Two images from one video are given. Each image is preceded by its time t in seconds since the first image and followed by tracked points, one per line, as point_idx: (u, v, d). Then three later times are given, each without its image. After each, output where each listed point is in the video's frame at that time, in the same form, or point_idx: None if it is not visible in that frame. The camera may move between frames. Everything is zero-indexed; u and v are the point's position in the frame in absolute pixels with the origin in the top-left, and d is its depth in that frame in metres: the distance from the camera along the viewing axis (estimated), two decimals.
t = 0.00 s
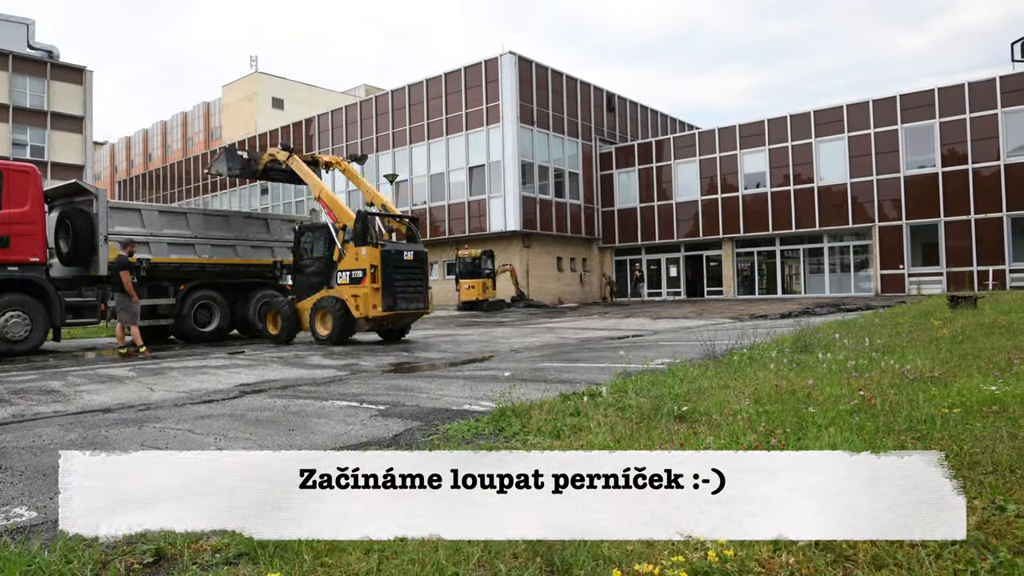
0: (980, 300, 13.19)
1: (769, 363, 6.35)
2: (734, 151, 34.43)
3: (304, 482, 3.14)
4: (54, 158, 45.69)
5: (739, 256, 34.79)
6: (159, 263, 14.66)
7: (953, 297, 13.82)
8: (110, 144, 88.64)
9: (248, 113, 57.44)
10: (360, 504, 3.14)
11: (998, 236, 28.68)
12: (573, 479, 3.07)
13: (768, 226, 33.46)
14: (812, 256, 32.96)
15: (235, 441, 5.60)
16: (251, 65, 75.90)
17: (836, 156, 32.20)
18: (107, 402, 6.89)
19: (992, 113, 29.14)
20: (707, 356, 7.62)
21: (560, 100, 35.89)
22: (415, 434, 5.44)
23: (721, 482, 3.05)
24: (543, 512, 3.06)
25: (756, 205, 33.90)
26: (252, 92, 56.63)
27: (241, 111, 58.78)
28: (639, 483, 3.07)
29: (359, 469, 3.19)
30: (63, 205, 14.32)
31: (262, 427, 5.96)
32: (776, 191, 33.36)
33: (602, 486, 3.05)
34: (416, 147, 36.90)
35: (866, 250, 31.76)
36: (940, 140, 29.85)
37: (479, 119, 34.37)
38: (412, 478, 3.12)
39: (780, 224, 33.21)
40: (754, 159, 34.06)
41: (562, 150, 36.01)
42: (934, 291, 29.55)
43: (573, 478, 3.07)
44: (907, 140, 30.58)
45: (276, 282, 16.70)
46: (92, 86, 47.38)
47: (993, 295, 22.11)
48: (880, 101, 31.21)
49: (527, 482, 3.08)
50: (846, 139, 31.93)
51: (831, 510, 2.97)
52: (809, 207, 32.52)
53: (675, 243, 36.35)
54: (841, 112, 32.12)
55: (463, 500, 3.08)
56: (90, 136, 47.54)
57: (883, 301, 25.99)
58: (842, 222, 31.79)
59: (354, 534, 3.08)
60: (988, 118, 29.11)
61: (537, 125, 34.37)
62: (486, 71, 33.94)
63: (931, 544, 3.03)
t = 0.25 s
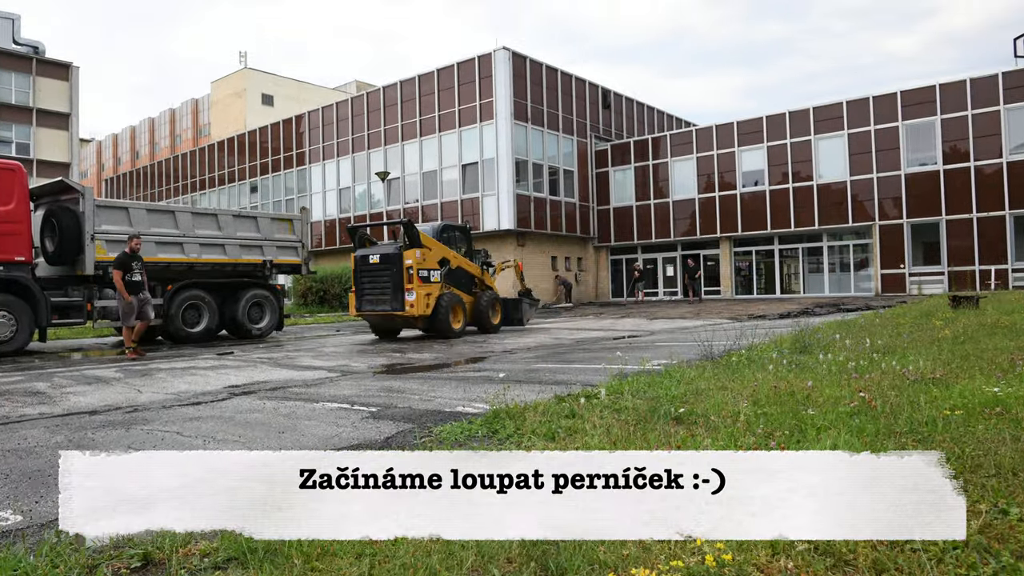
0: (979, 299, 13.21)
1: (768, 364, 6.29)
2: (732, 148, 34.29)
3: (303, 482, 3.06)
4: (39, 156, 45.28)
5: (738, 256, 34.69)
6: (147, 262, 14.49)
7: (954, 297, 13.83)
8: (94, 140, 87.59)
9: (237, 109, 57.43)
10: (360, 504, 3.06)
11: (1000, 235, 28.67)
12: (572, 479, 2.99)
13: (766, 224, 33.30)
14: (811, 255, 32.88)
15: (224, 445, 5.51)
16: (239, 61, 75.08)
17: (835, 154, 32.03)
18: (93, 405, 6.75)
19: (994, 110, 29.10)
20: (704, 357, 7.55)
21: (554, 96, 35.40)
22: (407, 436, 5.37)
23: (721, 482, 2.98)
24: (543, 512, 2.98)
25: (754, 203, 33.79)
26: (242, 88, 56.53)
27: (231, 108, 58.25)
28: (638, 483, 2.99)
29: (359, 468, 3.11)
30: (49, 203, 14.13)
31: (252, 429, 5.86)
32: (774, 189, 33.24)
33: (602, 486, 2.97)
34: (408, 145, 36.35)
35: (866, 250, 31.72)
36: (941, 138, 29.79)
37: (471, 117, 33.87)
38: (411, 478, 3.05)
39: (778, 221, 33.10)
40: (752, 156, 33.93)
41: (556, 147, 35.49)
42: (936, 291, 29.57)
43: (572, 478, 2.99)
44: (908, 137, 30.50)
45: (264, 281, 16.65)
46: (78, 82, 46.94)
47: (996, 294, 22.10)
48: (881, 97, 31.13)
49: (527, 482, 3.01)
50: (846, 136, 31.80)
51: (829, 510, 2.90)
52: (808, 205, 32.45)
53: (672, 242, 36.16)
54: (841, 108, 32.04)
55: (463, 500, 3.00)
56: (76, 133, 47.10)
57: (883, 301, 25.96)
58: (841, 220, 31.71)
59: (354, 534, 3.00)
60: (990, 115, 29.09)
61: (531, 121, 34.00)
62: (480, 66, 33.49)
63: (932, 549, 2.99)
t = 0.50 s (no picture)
0: (983, 299, 13.06)
1: (766, 365, 6.22)
2: (730, 145, 33.98)
3: (304, 482, 2.94)
4: (25, 153, 44.96)
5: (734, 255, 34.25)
6: (134, 261, 14.40)
7: (958, 297, 13.69)
8: (83, 138, 86.90)
9: (226, 105, 57.49)
10: (360, 504, 2.96)
11: (1003, 234, 28.15)
12: (575, 479, 2.92)
13: (765, 222, 32.94)
14: (810, 254, 32.56)
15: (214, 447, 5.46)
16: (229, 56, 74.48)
17: (834, 152, 31.61)
18: (79, 406, 6.62)
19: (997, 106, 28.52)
20: (702, 359, 7.47)
21: (549, 93, 35.34)
22: (399, 439, 5.30)
23: (725, 483, 2.89)
24: (544, 511, 2.91)
25: (753, 202, 33.44)
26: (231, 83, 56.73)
27: (219, 104, 58.16)
28: (641, 484, 2.89)
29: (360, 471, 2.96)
30: (35, 202, 14.03)
31: (241, 431, 5.77)
32: (772, 187, 32.90)
33: (604, 486, 2.90)
34: (400, 142, 36.11)
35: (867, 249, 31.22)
36: (943, 135, 29.30)
37: (465, 113, 33.59)
38: (412, 478, 2.96)
39: (776, 219, 32.78)
40: (750, 154, 33.60)
41: (552, 145, 35.52)
42: (937, 290, 29.00)
43: (575, 478, 2.92)
44: (909, 134, 30.02)
45: (253, 280, 16.47)
46: (64, 79, 46.59)
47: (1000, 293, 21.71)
48: (881, 93, 30.65)
49: (528, 483, 2.93)
50: (846, 133, 31.34)
51: (834, 511, 2.84)
52: (806, 203, 32.05)
53: (669, 241, 35.86)
54: (841, 104, 31.61)
55: (464, 500, 2.92)
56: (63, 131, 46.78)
57: (884, 301, 25.78)
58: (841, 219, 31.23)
59: (354, 533, 2.94)
60: (993, 111, 28.51)
61: (525, 118, 33.73)
62: (473, 62, 33.17)
63: (934, 554, 2.96)
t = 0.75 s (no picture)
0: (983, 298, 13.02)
1: (764, 366, 6.20)
2: (727, 142, 33.79)
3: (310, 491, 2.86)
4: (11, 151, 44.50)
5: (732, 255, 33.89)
6: (120, 260, 14.28)
7: (959, 297, 13.62)
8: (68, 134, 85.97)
9: (215, 101, 56.40)
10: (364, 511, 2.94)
11: (1005, 232, 28.06)
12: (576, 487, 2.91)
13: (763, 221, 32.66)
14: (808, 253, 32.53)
15: (205, 450, 5.46)
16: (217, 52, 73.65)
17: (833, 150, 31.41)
18: (65, 408, 6.53)
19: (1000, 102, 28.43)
20: (698, 359, 7.41)
21: (543, 90, 35.11)
22: (391, 441, 5.29)
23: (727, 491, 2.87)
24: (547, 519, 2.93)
25: (750, 199, 33.15)
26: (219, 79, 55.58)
27: (208, 100, 56.97)
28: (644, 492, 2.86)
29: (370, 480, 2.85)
30: (20, 200, 13.90)
31: (232, 434, 5.74)
32: (771, 185, 32.65)
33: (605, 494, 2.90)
34: (392, 139, 35.87)
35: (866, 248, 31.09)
36: (944, 132, 29.19)
37: (458, 109, 33.38)
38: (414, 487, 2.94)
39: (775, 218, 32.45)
40: (748, 151, 33.37)
41: (546, 142, 35.24)
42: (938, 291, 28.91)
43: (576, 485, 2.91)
44: (910, 131, 29.87)
45: (241, 280, 16.30)
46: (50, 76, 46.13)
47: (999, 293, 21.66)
48: (882, 90, 30.49)
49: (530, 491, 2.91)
50: (846, 130, 31.14)
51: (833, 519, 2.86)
52: (806, 202, 31.75)
53: (666, 240, 35.71)
54: (841, 101, 31.41)
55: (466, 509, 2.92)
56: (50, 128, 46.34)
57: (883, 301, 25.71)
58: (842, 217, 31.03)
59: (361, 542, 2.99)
60: (994, 108, 28.44)
61: (518, 115, 33.56)
62: (466, 58, 32.96)
63: (935, 558, 3.02)
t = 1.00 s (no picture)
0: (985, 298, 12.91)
1: (762, 367, 6.14)
2: (726, 139, 33.45)
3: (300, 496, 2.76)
4: None
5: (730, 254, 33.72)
6: (106, 260, 14.10)
7: (960, 297, 13.49)
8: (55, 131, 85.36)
9: (202, 97, 55.77)
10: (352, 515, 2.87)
11: (1008, 231, 27.60)
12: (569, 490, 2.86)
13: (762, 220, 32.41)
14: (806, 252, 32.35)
15: (193, 453, 5.37)
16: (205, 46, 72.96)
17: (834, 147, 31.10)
18: (50, 410, 6.42)
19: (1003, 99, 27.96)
20: (695, 361, 7.31)
21: (537, 86, 34.89)
22: (382, 444, 5.22)
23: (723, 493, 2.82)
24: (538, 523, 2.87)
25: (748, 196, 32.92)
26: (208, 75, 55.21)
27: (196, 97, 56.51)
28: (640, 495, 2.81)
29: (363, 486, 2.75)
30: (5, 198, 13.72)
31: (220, 436, 5.66)
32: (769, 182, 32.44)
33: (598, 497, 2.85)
34: (383, 136, 35.66)
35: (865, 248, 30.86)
36: (945, 129, 28.76)
37: (450, 106, 33.15)
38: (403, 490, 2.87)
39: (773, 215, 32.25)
40: (746, 148, 33.11)
41: (540, 140, 35.14)
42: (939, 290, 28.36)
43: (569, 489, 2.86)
44: (911, 127, 29.46)
45: (230, 279, 16.20)
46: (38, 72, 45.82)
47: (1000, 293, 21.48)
48: (882, 86, 30.07)
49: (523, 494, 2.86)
50: (845, 127, 30.84)
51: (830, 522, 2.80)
52: (806, 199, 31.56)
53: (662, 239, 35.56)
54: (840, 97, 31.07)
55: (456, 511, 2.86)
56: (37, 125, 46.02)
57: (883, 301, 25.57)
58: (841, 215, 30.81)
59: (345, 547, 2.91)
60: (997, 104, 27.99)
61: (513, 112, 33.35)
62: (458, 53, 32.71)
63: (936, 563, 2.95)
